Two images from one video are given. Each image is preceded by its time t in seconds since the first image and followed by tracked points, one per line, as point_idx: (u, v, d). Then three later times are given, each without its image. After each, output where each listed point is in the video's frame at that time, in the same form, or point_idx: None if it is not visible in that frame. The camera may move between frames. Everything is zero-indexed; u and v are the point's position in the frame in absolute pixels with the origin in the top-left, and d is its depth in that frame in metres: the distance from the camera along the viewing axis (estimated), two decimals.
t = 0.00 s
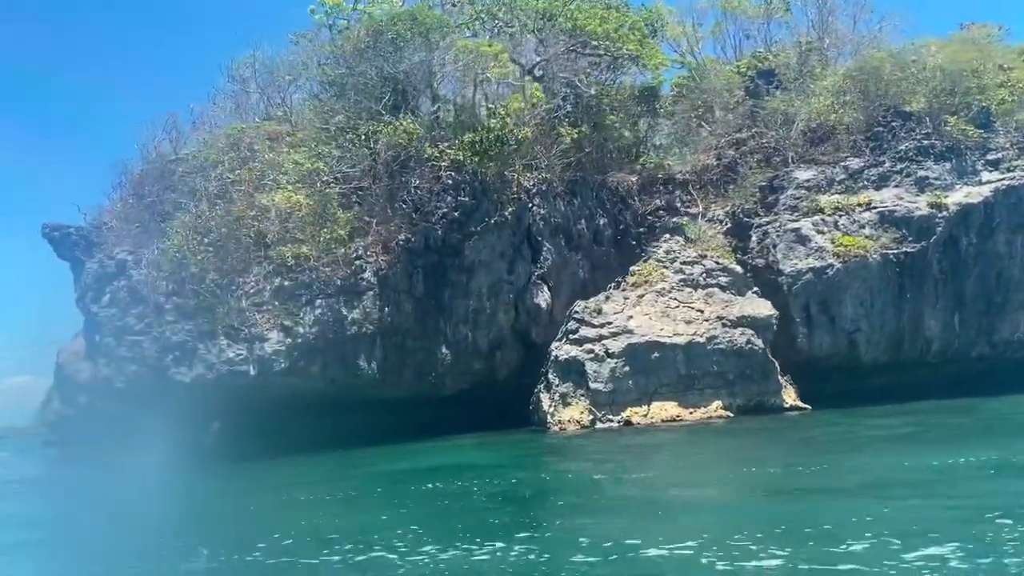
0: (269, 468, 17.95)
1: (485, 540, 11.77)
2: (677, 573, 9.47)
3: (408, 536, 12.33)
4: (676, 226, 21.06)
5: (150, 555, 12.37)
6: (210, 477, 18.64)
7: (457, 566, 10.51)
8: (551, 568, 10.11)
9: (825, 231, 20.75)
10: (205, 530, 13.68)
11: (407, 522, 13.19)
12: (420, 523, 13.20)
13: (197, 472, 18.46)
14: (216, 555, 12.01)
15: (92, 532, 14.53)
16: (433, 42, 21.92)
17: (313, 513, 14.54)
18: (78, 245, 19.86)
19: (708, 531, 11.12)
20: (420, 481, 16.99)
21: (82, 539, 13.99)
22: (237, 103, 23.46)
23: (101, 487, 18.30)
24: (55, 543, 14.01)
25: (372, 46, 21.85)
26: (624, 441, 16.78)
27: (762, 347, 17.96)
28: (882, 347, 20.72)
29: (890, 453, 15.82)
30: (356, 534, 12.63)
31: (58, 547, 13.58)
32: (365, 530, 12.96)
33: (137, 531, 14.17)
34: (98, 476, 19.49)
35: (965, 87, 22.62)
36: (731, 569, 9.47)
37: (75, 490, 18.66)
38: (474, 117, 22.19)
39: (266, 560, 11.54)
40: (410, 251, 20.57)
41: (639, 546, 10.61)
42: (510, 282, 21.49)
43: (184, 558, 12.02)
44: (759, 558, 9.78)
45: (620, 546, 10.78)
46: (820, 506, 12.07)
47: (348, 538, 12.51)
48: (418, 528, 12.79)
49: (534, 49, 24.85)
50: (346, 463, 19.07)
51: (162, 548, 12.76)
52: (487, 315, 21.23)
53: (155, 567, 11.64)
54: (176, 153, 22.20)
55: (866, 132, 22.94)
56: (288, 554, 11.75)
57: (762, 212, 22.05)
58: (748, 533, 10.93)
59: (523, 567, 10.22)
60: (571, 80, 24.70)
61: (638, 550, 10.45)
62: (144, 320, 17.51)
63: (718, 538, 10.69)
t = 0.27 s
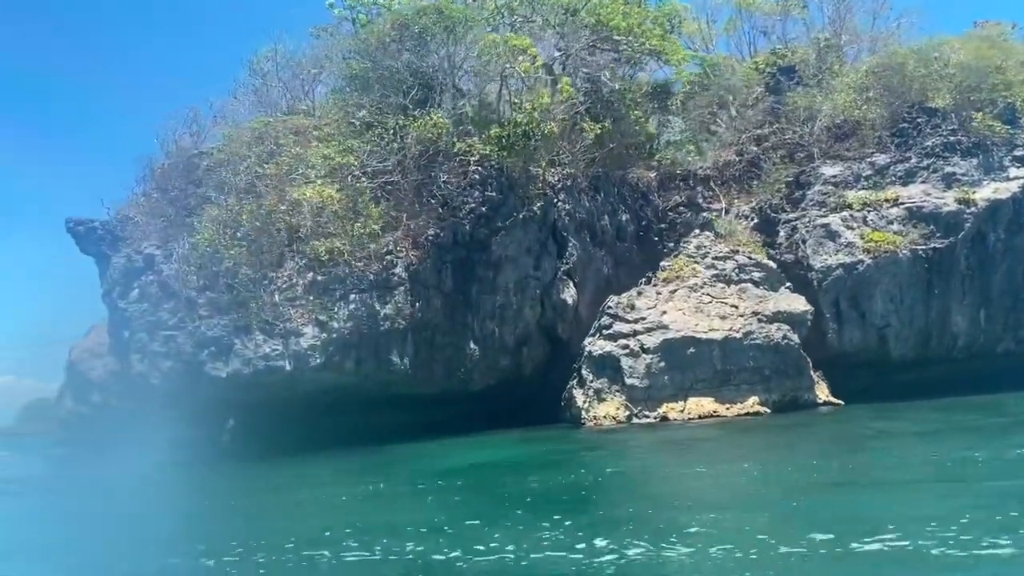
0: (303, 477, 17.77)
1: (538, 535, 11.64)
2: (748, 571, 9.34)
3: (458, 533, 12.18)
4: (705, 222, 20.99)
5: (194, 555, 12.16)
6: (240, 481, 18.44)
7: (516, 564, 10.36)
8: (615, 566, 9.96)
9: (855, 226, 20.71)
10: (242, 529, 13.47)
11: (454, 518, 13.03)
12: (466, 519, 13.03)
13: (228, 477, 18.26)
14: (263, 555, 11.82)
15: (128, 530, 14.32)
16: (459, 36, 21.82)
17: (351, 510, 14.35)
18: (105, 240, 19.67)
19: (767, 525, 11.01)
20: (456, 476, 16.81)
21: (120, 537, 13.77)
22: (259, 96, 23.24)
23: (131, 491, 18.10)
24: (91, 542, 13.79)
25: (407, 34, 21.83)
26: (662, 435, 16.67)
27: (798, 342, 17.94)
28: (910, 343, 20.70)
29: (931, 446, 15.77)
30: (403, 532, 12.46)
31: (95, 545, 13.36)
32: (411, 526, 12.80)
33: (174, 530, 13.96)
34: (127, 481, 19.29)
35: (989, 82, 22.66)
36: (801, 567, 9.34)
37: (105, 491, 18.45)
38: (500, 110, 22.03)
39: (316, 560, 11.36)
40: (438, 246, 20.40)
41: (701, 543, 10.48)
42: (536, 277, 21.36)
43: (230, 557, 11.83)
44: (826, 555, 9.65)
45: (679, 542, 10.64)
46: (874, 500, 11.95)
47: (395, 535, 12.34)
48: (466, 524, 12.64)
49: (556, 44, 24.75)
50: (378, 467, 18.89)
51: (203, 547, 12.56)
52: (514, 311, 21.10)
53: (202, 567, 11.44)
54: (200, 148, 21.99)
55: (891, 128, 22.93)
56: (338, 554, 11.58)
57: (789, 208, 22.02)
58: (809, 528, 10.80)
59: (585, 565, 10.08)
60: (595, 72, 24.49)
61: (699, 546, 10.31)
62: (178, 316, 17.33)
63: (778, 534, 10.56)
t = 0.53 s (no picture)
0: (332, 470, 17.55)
1: (593, 530, 11.48)
2: (822, 566, 9.22)
3: (508, 528, 12.01)
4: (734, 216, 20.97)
5: (238, 550, 11.96)
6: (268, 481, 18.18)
7: (578, 558, 10.21)
8: (682, 560, 9.83)
9: (883, 222, 20.69)
10: (282, 523, 13.26)
11: (500, 514, 12.88)
12: (513, 514, 12.88)
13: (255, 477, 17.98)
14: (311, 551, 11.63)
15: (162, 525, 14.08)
16: (484, 31, 21.71)
17: (391, 505, 14.18)
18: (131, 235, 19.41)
19: (827, 521, 10.89)
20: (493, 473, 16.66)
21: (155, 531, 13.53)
22: (282, 90, 23.01)
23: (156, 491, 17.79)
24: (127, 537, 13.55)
25: (431, 28, 21.53)
26: (701, 432, 16.58)
27: (833, 337, 17.96)
28: (938, 339, 20.69)
29: (973, 441, 15.74)
30: (452, 527, 12.30)
31: (134, 539, 13.13)
32: (458, 522, 12.62)
33: (210, 524, 13.72)
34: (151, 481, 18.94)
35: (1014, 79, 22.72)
36: (875, 564, 9.21)
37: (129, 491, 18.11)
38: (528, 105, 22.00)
39: (369, 555, 11.18)
40: (467, 240, 20.30)
41: (765, 539, 10.35)
42: (563, 273, 21.28)
43: (276, 552, 11.63)
44: (902, 552, 9.53)
45: (746, 537, 10.51)
46: (933, 496, 11.86)
47: (445, 531, 12.16)
48: (514, 519, 12.47)
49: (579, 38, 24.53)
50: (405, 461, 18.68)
51: (247, 543, 12.35)
52: (541, 306, 21.02)
53: (251, 561, 11.25)
54: (224, 142, 21.76)
55: (915, 124, 22.98)
56: (390, 549, 11.39)
57: (816, 204, 22.11)
58: (872, 525, 10.68)
59: (650, 559, 9.94)
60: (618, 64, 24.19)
61: (768, 542, 10.18)
62: (213, 311, 17.06)
63: (847, 531, 10.44)
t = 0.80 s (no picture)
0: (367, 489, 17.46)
1: (648, 527, 11.39)
2: (883, 564, 9.19)
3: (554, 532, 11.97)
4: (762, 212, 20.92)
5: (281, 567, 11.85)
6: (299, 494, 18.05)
7: (649, 557, 10.09)
8: (738, 558, 9.80)
9: (909, 219, 20.73)
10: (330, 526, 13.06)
11: (542, 518, 12.86)
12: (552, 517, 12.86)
13: (287, 496, 17.85)
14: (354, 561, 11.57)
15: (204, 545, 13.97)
16: (507, 28, 21.69)
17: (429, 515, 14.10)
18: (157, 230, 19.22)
19: (887, 517, 10.80)
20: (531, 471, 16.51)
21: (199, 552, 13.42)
22: (302, 85, 22.83)
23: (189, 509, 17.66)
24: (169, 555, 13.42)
25: (459, 22, 21.62)
26: (739, 429, 16.47)
27: (867, 333, 17.93)
28: (963, 335, 20.64)
29: (1013, 436, 15.72)
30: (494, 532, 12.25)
31: (175, 555, 13.01)
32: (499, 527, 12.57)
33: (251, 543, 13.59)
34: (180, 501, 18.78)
35: None
36: (947, 558, 9.13)
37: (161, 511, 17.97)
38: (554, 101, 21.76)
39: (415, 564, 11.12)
40: (495, 236, 20.20)
41: (823, 535, 10.29)
42: (589, 269, 21.17)
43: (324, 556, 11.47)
44: (981, 548, 9.44)
45: (816, 535, 10.40)
46: (993, 491, 11.79)
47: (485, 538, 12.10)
48: (560, 522, 12.41)
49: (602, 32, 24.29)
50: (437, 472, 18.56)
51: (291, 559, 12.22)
52: (567, 303, 20.91)
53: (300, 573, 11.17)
54: (247, 137, 21.58)
55: (937, 121, 23.01)
56: (443, 548, 11.28)
57: (840, 200, 22.14)
58: (923, 522, 10.65)
59: (707, 556, 9.92)
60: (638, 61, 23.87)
61: (839, 539, 10.08)
62: (249, 306, 16.81)
63: (916, 528, 10.34)
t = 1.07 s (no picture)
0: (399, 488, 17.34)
1: (708, 520, 11.31)
2: (942, 549, 9.21)
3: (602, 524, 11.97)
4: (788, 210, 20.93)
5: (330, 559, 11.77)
6: (329, 494, 17.90)
7: (719, 546, 10.02)
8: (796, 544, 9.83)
9: (932, 217, 20.76)
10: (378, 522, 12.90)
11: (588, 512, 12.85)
12: (599, 511, 12.85)
13: (318, 495, 17.70)
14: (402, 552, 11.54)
15: (242, 541, 13.79)
16: (535, 27, 21.73)
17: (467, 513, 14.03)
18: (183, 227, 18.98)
19: (952, 511, 10.76)
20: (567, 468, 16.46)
21: (240, 547, 13.26)
22: (324, 81, 22.70)
23: (218, 509, 17.50)
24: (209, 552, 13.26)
25: (484, 19, 21.59)
26: (775, 427, 16.46)
27: (898, 330, 17.98)
28: (989, 333, 20.78)
29: None
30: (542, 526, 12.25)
31: (216, 552, 12.85)
32: (549, 523, 12.54)
33: (292, 539, 13.44)
34: (206, 500, 18.62)
35: None
36: None
37: (188, 510, 17.79)
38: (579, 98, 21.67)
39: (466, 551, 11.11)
40: (523, 233, 20.14)
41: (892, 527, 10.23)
42: (614, 267, 21.13)
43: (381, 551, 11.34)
44: None
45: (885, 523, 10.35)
46: None
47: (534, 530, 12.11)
48: (610, 516, 12.37)
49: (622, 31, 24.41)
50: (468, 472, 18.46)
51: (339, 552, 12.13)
52: (592, 301, 20.85)
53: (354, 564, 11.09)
54: (270, 134, 21.44)
55: (957, 121, 23.22)
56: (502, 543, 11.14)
57: (863, 198, 22.25)
58: (974, 513, 10.65)
59: (762, 541, 9.95)
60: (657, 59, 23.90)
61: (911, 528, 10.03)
62: (284, 302, 16.57)
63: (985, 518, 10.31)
